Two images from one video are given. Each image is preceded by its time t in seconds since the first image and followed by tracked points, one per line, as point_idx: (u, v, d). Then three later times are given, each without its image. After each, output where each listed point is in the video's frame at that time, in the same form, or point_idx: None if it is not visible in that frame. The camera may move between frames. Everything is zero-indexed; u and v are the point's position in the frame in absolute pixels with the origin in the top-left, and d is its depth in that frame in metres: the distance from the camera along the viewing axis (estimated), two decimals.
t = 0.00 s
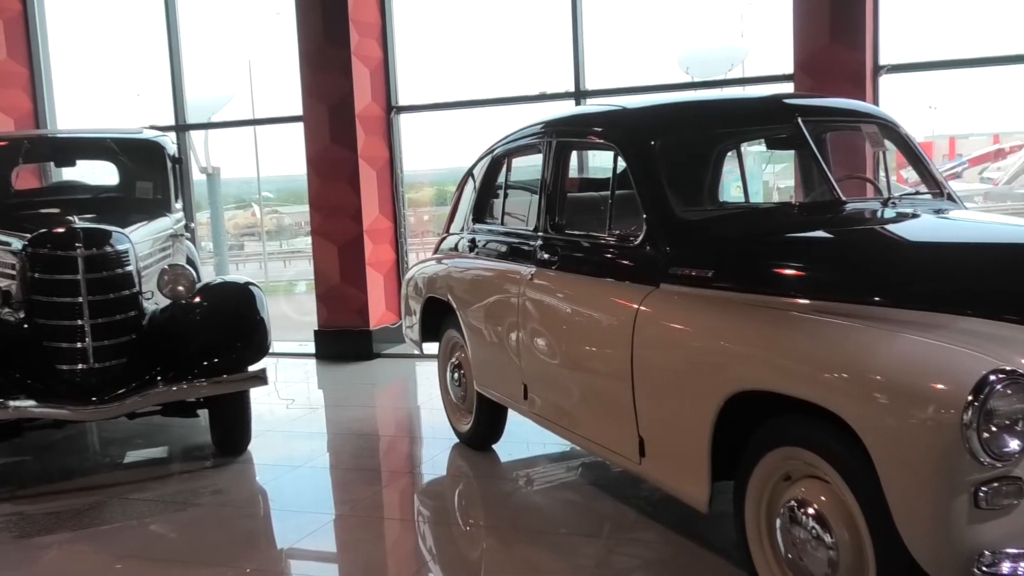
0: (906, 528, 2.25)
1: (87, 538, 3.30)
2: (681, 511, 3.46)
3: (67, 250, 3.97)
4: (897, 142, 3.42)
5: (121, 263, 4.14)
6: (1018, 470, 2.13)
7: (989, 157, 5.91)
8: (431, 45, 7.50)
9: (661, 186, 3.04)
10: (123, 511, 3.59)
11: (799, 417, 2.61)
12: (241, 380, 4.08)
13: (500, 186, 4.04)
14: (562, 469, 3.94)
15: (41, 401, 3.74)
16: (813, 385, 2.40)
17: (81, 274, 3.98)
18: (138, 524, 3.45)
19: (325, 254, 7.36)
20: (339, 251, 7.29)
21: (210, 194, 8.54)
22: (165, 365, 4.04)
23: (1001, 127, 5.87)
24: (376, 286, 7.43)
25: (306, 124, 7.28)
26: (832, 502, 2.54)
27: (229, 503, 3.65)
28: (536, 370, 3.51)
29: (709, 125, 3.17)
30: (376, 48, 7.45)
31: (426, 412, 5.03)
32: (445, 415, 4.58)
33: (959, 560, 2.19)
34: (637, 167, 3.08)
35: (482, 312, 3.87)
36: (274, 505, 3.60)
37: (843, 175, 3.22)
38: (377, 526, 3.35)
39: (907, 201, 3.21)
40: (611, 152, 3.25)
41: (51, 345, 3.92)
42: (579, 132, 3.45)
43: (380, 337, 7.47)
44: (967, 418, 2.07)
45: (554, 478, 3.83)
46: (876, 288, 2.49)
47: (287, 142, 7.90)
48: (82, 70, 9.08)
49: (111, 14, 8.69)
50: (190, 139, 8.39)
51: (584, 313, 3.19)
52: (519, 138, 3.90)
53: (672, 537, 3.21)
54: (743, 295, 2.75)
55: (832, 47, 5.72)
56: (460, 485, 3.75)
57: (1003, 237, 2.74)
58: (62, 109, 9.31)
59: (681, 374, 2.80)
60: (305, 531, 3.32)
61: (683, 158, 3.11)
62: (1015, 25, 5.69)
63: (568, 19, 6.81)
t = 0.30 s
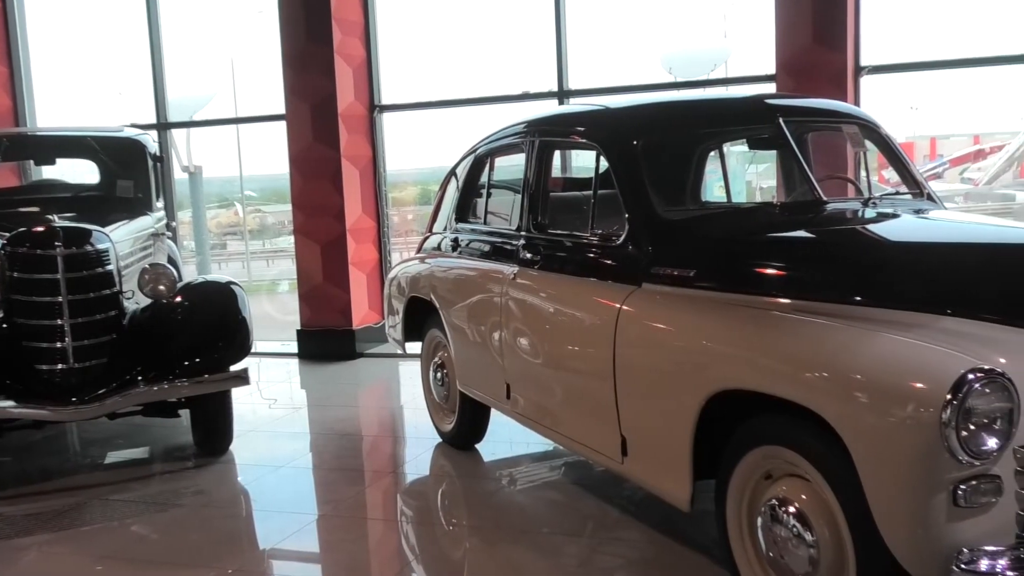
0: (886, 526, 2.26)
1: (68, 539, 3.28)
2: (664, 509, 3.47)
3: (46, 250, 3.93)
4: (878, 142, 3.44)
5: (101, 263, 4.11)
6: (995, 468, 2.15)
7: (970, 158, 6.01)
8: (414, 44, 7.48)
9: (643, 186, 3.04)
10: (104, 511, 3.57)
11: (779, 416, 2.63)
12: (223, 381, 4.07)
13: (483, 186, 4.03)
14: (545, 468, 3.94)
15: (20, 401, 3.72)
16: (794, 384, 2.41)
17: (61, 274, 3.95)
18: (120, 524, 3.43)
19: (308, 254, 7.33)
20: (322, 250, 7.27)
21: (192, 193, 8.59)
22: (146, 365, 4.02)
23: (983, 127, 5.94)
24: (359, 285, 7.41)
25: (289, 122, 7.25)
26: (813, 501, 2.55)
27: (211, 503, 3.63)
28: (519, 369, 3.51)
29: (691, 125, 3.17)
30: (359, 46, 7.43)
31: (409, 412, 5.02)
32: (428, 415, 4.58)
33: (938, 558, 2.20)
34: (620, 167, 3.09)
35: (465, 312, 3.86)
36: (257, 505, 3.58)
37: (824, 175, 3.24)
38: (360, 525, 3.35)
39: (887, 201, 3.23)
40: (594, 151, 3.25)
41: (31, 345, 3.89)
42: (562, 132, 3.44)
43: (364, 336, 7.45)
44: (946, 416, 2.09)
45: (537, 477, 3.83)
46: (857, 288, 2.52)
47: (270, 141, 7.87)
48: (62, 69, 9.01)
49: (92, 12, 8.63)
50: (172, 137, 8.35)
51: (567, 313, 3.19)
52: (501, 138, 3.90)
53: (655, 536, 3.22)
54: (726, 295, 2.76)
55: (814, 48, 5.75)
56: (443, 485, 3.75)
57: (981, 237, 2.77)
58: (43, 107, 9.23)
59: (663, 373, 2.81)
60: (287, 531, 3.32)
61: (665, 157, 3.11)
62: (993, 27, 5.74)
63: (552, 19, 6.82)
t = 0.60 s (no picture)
0: (869, 523, 2.28)
1: (51, 541, 3.26)
2: (649, 508, 3.47)
3: (28, 249, 3.91)
4: (862, 141, 3.45)
5: (84, 262, 4.09)
6: (977, 465, 2.17)
7: (953, 157, 6.06)
8: (398, 43, 7.47)
9: (628, 185, 3.04)
10: (87, 512, 3.55)
11: (763, 414, 2.64)
12: (206, 381, 4.04)
13: (468, 185, 4.03)
14: (531, 467, 3.95)
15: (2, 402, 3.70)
16: (778, 382, 2.42)
17: (43, 273, 3.92)
18: (103, 524, 3.42)
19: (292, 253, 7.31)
20: (307, 250, 7.25)
21: (176, 192, 8.55)
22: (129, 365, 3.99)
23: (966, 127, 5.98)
24: (344, 285, 7.40)
25: (273, 121, 7.24)
26: (797, 499, 2.56)
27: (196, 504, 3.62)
28: (504, 368, 3.51)
29: (676, 124, 3.17)
30: (343, 44, 7.41)
31: (395, 411, 5.02)
32: (414, 415, 4.57)
33: (920, 555, 2.22)
34: (605, 166, 3.09)
35: (451, 311, 3.86)
36: (242, 506, 3.57)
37: (807, 173, 3.25)
38: (346, 525, 3.34)
39: (871, 200, 3.24)
40: (579, 150, 3.25)
41: (13, 346, 3.88)
42: (546, 131, 3.44)
43: (349, 336, 7.43)
44: (928, 414, 2.10)
45: (523, 476, 3.83)
46: (841, 287, 2.53)
47: (255, 140, 7.84)
48: (45, 67, 8.94)
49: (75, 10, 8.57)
50: (155, 135, 8.31)
51: (552, 312, 3.19)
52: (486, 137, 3.90)
53: (640, 534, 3.22)
54: (711, 294, 2.77)
55: (798, 47, 5.77)
56: (429, 484, 3.75)
57: (962, 236, 2.80)
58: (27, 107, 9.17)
59: (648, 372, 2.81)
60: (273, 531, 3.31)
61: (650, 156, 3.11)
62: (974, 27, 5.77)
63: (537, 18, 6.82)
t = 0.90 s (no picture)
0: (853, 519, 2.29)
1: (34, 543, 3.24)
2: (635, 506, 3.48)
3: (10, 249, 3.88)
4: (845, 139, 3.46)
5: (66, 263, 4.07)
6: (960, 461, 2.18)
7: (936, 155, 6.04)
8: (383, 42, 7.46)
9: (612, 184, 3.05)
10: (72, 513, 3.54)
11: (747, 411, 2.65)
12: (190, 381, 4.02)
13: (453, 184, 4.02)
14: (518, 466, 3.95)
15: None
16: (762, 380, 2.43)
17: (25, 274, 3.90)
18: (87, 525, 3.40)
19: (276, 253, 7.30)
20: (292, 250, 7.25)
21: (160, 192, 8.50)
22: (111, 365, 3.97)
23: (949, 125, 6.01)
24: (329, 284, 7.39)
25: (257, 119, 7.22)
26: (782, 496, 2.57)
27: (181, 505, 3.61)
28: (490, 368, 3.51)
29: (662, 122, 3.18)
30: (327, 43, 7.39)
31: (381, 411, 5.01)
32: (400, 414, 4.57)
33: (904, 551, 2.23)
34: (589, 165, 3.09)
35: (436, 311, 3.85)
36: (227, 506, 3.56)
37: (790, 172, 3.27)
38: (331, 525, 3.34)
39: (854, 198, 3.25)
40: (564, 149, 3.25)
41: None
42: (530, 129, 3.44)
43: (335, 336, 7.41)
44: (911, 410, 2.12)
45: (509, 475, 3.83)
46: (824, 284, 2.56)
47: (240, 139, 7.82)
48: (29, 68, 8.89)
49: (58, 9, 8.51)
50: (139, 135, 8.27)
51: (537, 311, 3.20)
52: (471, 136, 3.89)
53: (626, 531, 3.23)
54: (697, 291, 2.78)
55: (781, 46, 5.80)
56: (416, 483, 3.75)
57: (944, 233, 2.82)
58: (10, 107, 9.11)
59: (633, 370, 2.82)
60: (258, 531, 3.30)
61: (635, 154, 3.11)
62: (955, 26, 5.80)
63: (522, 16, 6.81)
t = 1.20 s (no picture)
0: (823, 514, 2.31)
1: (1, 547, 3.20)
2: (607, 502, 3.49)
3: None
4: (814, 137, 3.49)
5: (31, 263, 4.00)
6: (927, 455, 2.20)
7: (905, 152, 6.15)
8: (353, 40, 7.43)
9: (583, 181, 3.05)
10: (39, 516, 3.50)
11: (716, 408, 2.66)
12: (160, 381, 4.02)
13: (424, 181, 4.01)
14: (490, 464, 3.95)
15: None
16: (732, 376, 2.44)
17: None
18: (54, 528, 3.37)
19: (247, 251, 7.26)
20: (263, 249, 7.21)
21: (129, 192, 8.47)
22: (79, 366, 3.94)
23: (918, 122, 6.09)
24: (300, 282, 7.36)
25: (228, 117, 7.18)
26: (752, 492, 2.58)
27: (151, 506, 3.58)
28: (462, 366, 3.50)
29: (633, 119, 3.19)
30: (298, 40, 7.35)
31: (352, 409, 5.00)
32: (372, 413, 4.55)
33: (872, 545, 2.25)
34: (560, 162, 3.09)
35: (408, 309, 3.84)
36: (196, 507, 3.54)
37: (761, 168, 3.27)
38: (303, 526, 3.32)
39: (823, 195, 3.27)
40: (535, 146, 3.24)
41: None
42: (502, 127, 3.43)
43: (307, 334, 7.41)
44: (878, 405, 2.13)
45: (481, 473, 3.83)
46: (794, 281, 2.59)
47: (212, 138, 7.76)
48: None
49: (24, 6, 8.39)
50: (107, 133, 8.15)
51: (508, 309, 3.19)
52: (443, 134, 3.88)
53: (598, 528, 3.24)
54: (668, 288, 2.79)
55: (752, 43, 5.84)
56: (387, 483, 3.73)
57: (911, 229, 2.85)
58: None
59: (605, 367, 2.82)
60: (227, 532, 3.28)
61: (606, 151, 3.11)
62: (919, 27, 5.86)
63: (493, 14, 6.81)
